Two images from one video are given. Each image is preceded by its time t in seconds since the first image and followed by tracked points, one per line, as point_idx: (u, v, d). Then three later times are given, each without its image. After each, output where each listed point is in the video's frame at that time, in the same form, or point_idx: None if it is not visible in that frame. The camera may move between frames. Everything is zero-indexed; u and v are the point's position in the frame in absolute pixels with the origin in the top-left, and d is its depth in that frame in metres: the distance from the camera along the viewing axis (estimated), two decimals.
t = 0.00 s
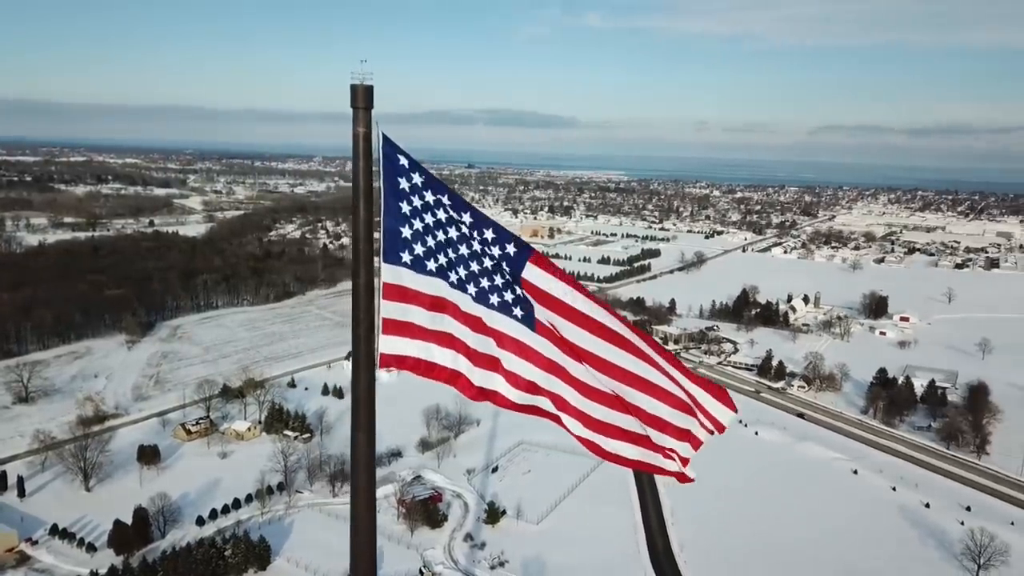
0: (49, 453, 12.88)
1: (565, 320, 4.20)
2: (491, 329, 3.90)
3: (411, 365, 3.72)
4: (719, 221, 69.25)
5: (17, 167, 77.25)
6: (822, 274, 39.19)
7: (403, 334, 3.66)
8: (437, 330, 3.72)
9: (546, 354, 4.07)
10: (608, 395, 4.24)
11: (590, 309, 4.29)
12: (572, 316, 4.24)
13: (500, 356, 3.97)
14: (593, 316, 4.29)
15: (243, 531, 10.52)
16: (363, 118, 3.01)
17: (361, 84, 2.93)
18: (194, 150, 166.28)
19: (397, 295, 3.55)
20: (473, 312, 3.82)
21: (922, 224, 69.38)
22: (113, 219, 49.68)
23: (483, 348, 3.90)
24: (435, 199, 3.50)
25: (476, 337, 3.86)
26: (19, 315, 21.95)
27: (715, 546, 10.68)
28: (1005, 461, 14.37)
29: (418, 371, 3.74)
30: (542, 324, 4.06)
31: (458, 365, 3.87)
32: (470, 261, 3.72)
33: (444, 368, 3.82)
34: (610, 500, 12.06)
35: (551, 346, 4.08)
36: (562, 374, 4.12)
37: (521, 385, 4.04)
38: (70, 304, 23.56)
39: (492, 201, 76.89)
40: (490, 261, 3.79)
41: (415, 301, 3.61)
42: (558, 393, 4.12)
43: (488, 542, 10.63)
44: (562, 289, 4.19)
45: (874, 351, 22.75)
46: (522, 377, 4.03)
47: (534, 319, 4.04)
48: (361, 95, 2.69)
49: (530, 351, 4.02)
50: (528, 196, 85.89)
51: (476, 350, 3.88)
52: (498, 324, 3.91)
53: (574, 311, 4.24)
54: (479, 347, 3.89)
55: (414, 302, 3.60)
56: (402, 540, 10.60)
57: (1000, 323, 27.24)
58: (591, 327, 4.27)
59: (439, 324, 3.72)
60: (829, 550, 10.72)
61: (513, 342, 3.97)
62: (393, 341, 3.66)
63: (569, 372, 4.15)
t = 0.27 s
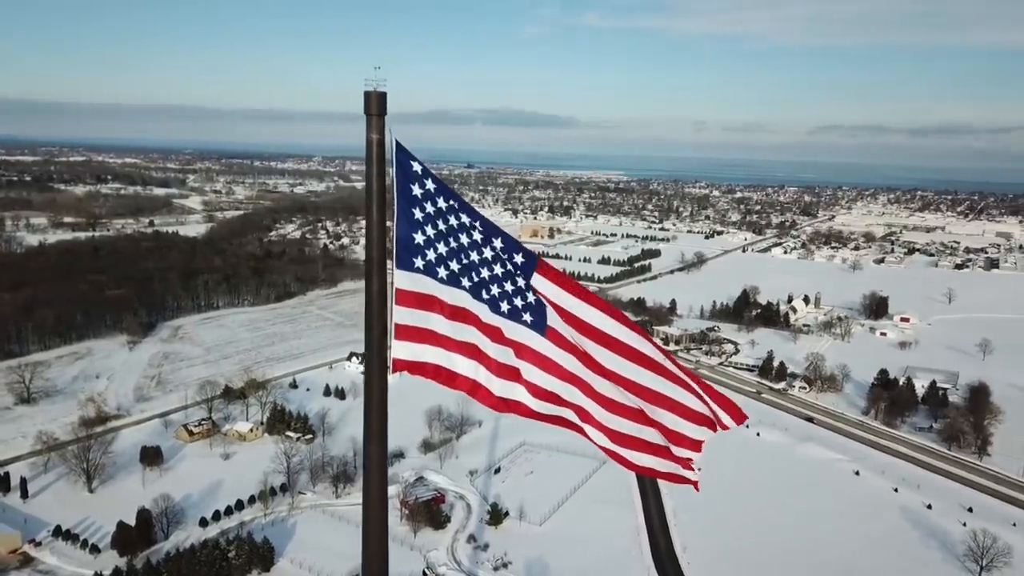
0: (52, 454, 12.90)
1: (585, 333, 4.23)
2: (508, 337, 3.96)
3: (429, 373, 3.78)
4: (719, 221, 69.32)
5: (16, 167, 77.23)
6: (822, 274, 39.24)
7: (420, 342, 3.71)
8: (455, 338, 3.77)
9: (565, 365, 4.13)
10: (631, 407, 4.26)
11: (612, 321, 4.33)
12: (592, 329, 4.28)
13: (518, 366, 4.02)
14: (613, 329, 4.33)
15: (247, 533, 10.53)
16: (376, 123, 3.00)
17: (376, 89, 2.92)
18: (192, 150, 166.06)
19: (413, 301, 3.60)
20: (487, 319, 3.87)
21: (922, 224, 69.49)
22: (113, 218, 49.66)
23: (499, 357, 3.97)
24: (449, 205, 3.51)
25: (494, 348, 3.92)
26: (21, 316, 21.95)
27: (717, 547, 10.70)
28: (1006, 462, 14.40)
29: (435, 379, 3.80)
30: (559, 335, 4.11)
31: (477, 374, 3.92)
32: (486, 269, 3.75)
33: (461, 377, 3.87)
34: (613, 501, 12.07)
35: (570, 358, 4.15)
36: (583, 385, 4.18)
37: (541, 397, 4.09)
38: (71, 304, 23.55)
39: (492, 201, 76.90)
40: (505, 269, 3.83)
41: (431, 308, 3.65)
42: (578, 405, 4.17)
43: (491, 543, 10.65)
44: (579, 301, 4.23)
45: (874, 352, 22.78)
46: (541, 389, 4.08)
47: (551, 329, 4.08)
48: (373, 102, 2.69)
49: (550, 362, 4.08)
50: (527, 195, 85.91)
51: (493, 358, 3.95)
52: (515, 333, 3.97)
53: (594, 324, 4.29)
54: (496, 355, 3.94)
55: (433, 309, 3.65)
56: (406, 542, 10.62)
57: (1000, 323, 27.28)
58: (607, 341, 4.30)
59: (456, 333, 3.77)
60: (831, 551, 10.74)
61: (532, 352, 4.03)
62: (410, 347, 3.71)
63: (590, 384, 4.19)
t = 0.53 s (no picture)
0: (55, 456, 12.91)
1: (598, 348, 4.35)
2: (526, 350, 4.02)
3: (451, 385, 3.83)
4: (719, 221, 69.38)
5: (15, 167, 77.25)
6: (822, 275, 39.28)
7: (438, 352, 3.74)
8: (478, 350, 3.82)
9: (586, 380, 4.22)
10: (648, 422, 4.44)
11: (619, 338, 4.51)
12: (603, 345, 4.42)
13: (539, 378, 4.08)
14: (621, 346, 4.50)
15: (250, 535, 10.54)
16: (390, 135, 3.01)
17: (391, 103, 2.95)
18: (191, 149, 165.99)
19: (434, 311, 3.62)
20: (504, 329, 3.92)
21: (921, 224, 69.54)
22: (113, 219, 49.65)
23: (519, 369, 4.01)
24: (461, 214, 3.52)
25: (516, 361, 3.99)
26: (22, 317, 21.95)
27: (720, 549, 10.71)
28: (1007, 464, 14.42)
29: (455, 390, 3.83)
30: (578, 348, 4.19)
31: (495, 385, 3.95)
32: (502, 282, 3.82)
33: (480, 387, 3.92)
34: (615, 503, 12.09)
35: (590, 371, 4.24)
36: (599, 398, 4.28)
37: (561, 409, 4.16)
38: (71, 305, 23.57)
39: (492, 202, 76.95)
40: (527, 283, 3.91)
41: (447, 318, 3.68)
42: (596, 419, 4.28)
43: (494, 545, 10.66)
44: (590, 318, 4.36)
45: (875, 353, 22.81)
46: (562, 401, 4.15)
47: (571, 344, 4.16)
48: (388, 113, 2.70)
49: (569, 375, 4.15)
50: (527, 195, 85.95)
51: (512, 371, 3.99)
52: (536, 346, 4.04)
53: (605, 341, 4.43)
54: (516, 368, 3.99)
55: (450, 319, 3.68)
56: (409, 544, 10.63)
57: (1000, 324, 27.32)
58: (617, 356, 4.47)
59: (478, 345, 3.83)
60: (834, 554, 10.76)
61: (552, 365, 4.10)
62: (428, 358, 3.73)
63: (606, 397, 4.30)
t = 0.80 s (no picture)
0: (58, 458, 12.92)
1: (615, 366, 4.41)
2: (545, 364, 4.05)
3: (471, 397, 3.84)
4: (719, 222, 69.46)
5: (14, 166, 77.19)
6: (822, 276, 39.33)
7: (455, 363, 3.76)
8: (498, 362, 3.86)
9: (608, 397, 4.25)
10: (671, 440, 4.47)
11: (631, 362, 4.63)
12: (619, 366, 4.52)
13: (559, 393, 4.10)
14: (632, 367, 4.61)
15: (253, 538, 10.54)
16: (403, 146, 3.04)
17: (404, 114, 2.98)
18: (190, 149, 165.84)
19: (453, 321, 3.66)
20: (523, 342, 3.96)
21: (921, 225, 69.60)
22: (113, 219, 49.64)
23: (539, 384, 4.02)
24: (473, 226, 3.56)
25: (537, 376, 4.01)
26: (23, 318, 21.95)
27: (722, 552, 10.72)
28: (1008, 467, 14.46)
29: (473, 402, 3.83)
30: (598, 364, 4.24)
31: (515, 400, 3.95)
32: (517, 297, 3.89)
33: (498, 400, 3.93)
34: (617, 506, 12.10)
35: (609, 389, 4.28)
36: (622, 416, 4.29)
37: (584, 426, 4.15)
38: (72, 306, 23.57)
39: (492, 202, 77.02)
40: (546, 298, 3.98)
41: (465, 329, 3.70)
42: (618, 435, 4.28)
43: (497, 548, 10.68)
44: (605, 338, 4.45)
45: (875, 355, 22.85)
46: (582, 417, 4.16)
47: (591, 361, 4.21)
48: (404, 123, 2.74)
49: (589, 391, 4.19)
50: (527, 195, 86.00)
51: (531, 386, 4.00)
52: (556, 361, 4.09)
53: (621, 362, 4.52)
54: (535, 382, 4.01)
55: (468, 331, 3.71)
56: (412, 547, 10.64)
57: (1000, 325, 27.37)
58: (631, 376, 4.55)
59: (497, 357, 3.86)
60: (837, 557, 10.77)
61: (571, 380, 4.14)
62: (446, 369, 3.74)
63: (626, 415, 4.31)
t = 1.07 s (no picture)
0: (60, 461, 12.94)
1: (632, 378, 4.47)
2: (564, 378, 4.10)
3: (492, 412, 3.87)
4: (718, 222, 69.57)
5: (14, 166, 77.16)
6: (822, 277, 39.41)
7: (476, 376, 3.78)
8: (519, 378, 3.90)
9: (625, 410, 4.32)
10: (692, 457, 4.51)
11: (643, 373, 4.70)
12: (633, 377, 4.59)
13: (580, 409, 4.15)
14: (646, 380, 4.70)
15: (256, 541, 10.55)
16: (417, 159, 3.06)
17: (418, 127, 3.00)
18: (190, 149, 166.25)
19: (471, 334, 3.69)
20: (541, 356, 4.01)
21: (920, 226, 69.67)
22: (113, 219, 49.67)
23: (559, 399, 4.06)
24: (484, 238, 3.60)
25: (559, 392, 4.05)
26: (24, 319, 21.96)
27: (725, 555, 10.75)
28: (1009, 469, 14.48)
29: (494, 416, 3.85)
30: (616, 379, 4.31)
31: (536, 415, 3.99)
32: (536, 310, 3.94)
33: (518, 415, 3.95)
34: (620, 508, 12.12)
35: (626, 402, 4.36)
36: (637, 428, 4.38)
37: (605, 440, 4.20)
38: (73, 307, 23.57)
39: (491, 202, 77.11)
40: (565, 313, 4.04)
41: (482, 340, 3.73)
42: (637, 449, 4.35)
43: (500, 551, 10.69)
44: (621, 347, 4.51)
45: (876, 356, 22.90)
46: (602, 431, 4.20)
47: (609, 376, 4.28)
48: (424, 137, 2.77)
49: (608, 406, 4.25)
50: (526, 196, 86.11)
51: (552, 401, 4.03)
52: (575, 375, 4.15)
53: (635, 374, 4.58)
54: (554, 397, 4.04)
55: (486, 343, 3.75)
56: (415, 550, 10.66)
57: (1000, 327, 27.43)
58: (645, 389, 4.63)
59: (517, 373, 3.91)
60: (839, 560, 10.79)
61: (590, 395, 4.19)
62: (466, 382, 3.76)
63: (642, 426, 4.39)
